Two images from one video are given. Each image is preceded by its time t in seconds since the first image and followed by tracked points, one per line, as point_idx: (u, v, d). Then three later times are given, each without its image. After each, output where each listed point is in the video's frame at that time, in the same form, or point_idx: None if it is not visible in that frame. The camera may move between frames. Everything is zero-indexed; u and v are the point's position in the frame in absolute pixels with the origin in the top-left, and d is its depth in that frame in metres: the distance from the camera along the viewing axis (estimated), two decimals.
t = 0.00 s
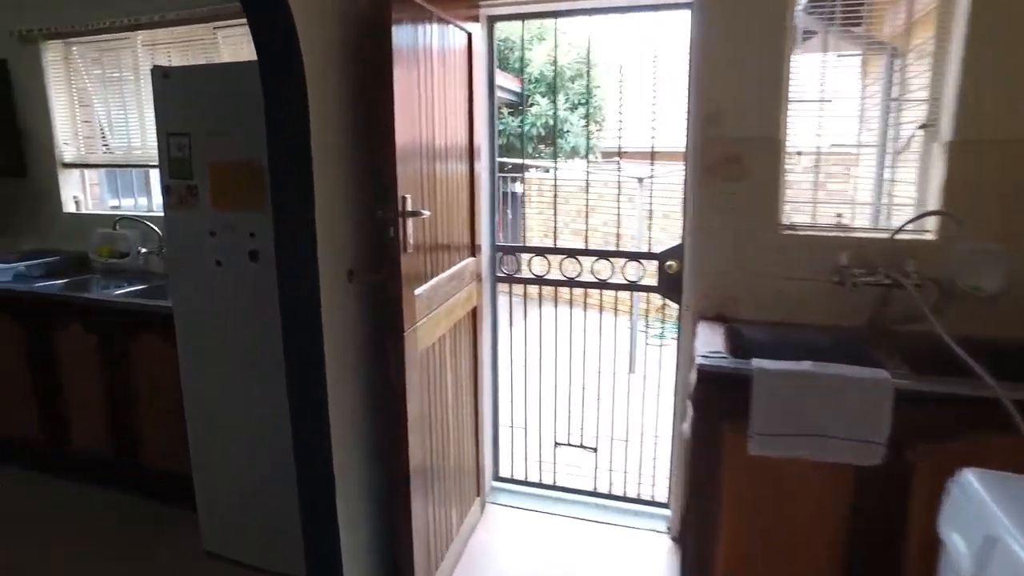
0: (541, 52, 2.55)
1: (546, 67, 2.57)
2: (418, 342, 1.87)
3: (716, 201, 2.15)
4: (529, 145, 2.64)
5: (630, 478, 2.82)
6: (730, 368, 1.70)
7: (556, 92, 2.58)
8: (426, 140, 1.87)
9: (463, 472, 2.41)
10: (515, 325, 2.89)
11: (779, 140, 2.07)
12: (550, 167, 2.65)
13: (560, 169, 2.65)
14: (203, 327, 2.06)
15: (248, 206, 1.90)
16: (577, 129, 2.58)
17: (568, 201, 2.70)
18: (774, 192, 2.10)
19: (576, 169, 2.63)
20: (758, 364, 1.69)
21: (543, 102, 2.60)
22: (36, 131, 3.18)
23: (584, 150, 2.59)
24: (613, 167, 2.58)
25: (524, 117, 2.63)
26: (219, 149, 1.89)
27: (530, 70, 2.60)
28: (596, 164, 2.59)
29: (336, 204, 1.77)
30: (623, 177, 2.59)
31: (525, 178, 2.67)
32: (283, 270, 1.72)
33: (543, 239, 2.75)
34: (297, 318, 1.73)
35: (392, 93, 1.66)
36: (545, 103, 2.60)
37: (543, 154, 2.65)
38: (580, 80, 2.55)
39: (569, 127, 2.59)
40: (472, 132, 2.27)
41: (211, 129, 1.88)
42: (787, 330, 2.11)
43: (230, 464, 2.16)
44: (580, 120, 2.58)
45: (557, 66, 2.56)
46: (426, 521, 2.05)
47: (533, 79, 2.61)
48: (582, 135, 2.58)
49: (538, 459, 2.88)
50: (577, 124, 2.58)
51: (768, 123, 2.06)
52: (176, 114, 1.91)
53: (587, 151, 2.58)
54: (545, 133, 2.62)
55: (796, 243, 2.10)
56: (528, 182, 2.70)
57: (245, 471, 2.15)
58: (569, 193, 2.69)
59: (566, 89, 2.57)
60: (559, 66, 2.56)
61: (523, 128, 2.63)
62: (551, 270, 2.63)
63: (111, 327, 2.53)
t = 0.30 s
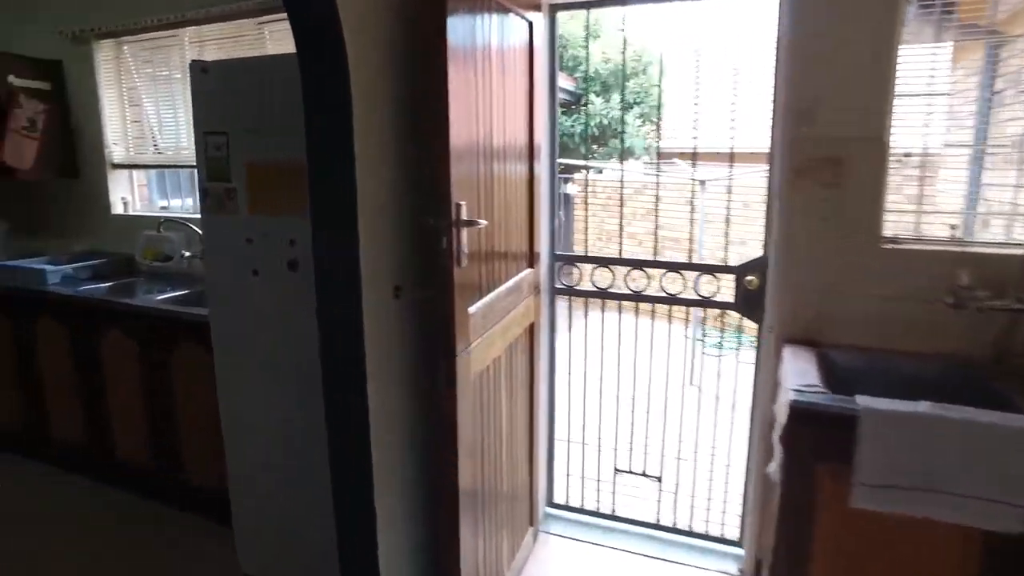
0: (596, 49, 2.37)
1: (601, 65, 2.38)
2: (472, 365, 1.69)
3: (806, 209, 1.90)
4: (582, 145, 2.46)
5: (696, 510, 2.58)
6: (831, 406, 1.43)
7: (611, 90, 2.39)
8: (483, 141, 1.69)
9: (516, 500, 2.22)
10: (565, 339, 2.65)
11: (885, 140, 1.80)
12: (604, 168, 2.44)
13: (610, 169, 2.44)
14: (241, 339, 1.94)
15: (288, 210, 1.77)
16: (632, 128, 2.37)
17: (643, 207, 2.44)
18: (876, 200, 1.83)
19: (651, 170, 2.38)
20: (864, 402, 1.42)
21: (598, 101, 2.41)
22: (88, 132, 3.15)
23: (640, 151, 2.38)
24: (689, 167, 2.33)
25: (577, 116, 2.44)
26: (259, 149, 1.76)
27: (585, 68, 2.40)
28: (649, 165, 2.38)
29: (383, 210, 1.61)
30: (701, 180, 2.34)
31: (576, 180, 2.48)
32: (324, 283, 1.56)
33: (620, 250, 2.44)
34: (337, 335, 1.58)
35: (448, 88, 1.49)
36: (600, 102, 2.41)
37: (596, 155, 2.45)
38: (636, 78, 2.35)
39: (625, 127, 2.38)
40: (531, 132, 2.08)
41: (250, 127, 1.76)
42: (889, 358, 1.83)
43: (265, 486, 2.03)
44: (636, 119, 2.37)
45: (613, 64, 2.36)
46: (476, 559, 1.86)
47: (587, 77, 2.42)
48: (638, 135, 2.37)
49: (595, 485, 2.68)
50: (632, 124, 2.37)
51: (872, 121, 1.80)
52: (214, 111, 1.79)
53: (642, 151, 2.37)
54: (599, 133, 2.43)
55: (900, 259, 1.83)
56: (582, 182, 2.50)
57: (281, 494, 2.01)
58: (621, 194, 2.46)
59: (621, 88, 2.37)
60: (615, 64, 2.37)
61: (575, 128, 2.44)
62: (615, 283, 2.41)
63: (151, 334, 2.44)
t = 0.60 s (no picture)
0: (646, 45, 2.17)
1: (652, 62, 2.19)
2: (524, 388, 1.52)
3: (904, 215, 1.67)
4: (633, 145, 2.28)
5: (765, 543, 2.35)
6: (947, 449, 1.20)
7: (663, 87, 2.20)
8: (539, 137, 1.52)
9: (567, 529, 2.05)
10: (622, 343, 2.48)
11: (1004, 136, 1.54)
12: (656, 168, 2.25)
13: (662, 169, 2.25)
14: (275, 347, 1.83)
15: (324, 212, 1.64)
16: (684, 127, 2.18)
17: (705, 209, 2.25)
18: (991, 204, 1.58)
19: (715, 170, 2.18)
20: (990, 445, 1.19)
21: (649, 99, 2.22)
22: (134, 130, 3.12)
23: (694, 151, 2.19)
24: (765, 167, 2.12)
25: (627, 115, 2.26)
26: (294, 146, 1.64)
27: (637, 65, 2.21)
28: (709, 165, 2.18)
29: (428, 214, 1.46)
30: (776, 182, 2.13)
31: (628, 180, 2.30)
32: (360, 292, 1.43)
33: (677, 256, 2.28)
34: (373, 348, 1.44)
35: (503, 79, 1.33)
36: (652, 99, 2.21)
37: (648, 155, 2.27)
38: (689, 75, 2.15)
39: (678, 126, 2.20)
40: (591, 128, 1.91)
41: (285, 122, 1.64)
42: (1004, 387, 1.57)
43: (296, 503, 1.91)
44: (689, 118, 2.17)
45: (665, 60, 2.17)
46: None
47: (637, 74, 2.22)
48: (691, 135, 2.18)
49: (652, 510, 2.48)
50: (684, 122, 2.18)
51: (987, 114, 1.55)
52: (249, 105, 1.69)
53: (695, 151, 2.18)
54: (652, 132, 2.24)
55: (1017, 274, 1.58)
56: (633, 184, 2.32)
57: (312, 512, 1.89)
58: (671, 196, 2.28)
59: (674, 85, 2.18)
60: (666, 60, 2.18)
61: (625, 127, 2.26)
62: (677, 295, 2.21)
63: (188, 338, 2.37)
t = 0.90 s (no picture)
0: (720, 39, 1.93)
1: (726, 57, 1.94)
2: (595, 422, 1.32)
3: None
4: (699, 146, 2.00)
5: None
6: None
7: (737, 85, 1.94)
8: (617, 135, 1.32)
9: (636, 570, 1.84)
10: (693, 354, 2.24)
11: None
12: (727, 168, 2.00)
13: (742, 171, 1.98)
14: (320, 361, 1.69)
15: (374, 216, 1.50)
16: (759, 126, 1.94)
17: (798, 214, 1.96)
18: None
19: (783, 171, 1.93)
20: None
21: (722, 97, 1.96)
22: (193, 128, 3.08)
23: (769, 153, 1.94)
24: (874, 171, 1.82)
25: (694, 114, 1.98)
26: (343, 142, 1.51)
27: (707, 61, 1.95)
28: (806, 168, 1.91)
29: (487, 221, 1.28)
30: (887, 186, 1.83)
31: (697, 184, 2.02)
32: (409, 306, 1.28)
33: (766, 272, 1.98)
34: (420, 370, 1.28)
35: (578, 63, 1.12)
36: (725, 98, 1.95)
37: (716, 157, 2.00)
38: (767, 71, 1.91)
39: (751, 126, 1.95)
40: (672, 125, 1.69)
41: (334, 117, 1.51)
42: None
43: (339, 528, 1.77)
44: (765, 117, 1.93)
45: (741, 56, 1.93)
46: None
47: (708, 70, 1.96)
48: (767, 135, 1.93)
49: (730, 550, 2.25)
50: (759, 121, 1.94)
51: None
52: (296, 102, 1.58)
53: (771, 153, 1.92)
54: (722, 132, 1.98)
55: None
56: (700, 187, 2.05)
57: (355, 538, 1.75)
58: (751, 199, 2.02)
59: (749, 83, 1.93)
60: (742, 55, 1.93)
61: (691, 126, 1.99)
62: (767, 313, 1.97)
63: (236, 343, 2.28)
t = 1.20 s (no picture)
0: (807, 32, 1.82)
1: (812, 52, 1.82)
2: (684, 463, 1.14)
3: None
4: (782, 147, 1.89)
5: None
6: None
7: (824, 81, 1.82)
8: (715, 131, 1.14)
9: None
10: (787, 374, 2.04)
11: None
12: (814, 169, 1.86)
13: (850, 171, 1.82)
14: (376, 373, 1.58)
15: (433, 217, 1.36)
16: (852, 125, 1.80)
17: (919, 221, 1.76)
18: None
19: (891, 170, 1.76)
20: None
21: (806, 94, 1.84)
22: (263, 125, 3.06)
23: (859, 152, 1.80)
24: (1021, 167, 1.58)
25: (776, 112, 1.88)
26: (403, 136, 1.39)
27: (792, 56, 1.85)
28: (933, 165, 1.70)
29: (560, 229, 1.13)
30: None
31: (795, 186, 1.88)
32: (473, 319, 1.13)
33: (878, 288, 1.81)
34: (486, 391, 1.14)
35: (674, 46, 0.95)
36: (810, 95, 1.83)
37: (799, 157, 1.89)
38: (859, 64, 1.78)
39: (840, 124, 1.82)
40: (774, 120, 1.48)
41: (394, 108, 1.39)
42: None
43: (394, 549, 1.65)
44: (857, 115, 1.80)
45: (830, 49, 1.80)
46: None
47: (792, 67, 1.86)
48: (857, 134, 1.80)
49: None
50: (849, 120, 1.80)
51: None
52: (354, 92, 1.47)
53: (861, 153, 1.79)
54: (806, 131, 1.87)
55: None
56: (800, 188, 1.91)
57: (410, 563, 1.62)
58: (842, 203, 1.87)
59: (838, 78, 1.81)
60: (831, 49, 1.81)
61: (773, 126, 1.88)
62: (877, 333, 1.76)
63: (296, 346, 2.21)
